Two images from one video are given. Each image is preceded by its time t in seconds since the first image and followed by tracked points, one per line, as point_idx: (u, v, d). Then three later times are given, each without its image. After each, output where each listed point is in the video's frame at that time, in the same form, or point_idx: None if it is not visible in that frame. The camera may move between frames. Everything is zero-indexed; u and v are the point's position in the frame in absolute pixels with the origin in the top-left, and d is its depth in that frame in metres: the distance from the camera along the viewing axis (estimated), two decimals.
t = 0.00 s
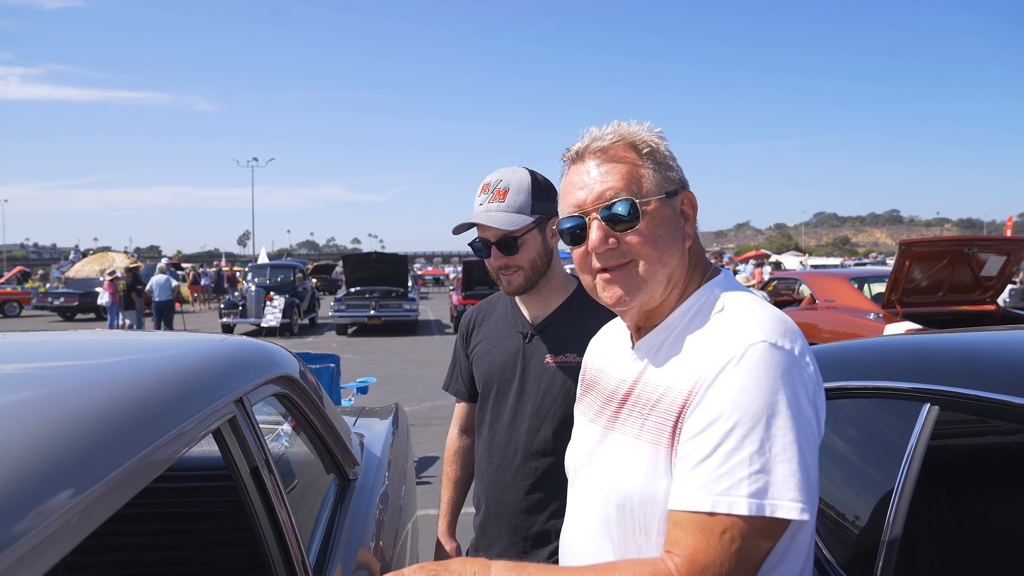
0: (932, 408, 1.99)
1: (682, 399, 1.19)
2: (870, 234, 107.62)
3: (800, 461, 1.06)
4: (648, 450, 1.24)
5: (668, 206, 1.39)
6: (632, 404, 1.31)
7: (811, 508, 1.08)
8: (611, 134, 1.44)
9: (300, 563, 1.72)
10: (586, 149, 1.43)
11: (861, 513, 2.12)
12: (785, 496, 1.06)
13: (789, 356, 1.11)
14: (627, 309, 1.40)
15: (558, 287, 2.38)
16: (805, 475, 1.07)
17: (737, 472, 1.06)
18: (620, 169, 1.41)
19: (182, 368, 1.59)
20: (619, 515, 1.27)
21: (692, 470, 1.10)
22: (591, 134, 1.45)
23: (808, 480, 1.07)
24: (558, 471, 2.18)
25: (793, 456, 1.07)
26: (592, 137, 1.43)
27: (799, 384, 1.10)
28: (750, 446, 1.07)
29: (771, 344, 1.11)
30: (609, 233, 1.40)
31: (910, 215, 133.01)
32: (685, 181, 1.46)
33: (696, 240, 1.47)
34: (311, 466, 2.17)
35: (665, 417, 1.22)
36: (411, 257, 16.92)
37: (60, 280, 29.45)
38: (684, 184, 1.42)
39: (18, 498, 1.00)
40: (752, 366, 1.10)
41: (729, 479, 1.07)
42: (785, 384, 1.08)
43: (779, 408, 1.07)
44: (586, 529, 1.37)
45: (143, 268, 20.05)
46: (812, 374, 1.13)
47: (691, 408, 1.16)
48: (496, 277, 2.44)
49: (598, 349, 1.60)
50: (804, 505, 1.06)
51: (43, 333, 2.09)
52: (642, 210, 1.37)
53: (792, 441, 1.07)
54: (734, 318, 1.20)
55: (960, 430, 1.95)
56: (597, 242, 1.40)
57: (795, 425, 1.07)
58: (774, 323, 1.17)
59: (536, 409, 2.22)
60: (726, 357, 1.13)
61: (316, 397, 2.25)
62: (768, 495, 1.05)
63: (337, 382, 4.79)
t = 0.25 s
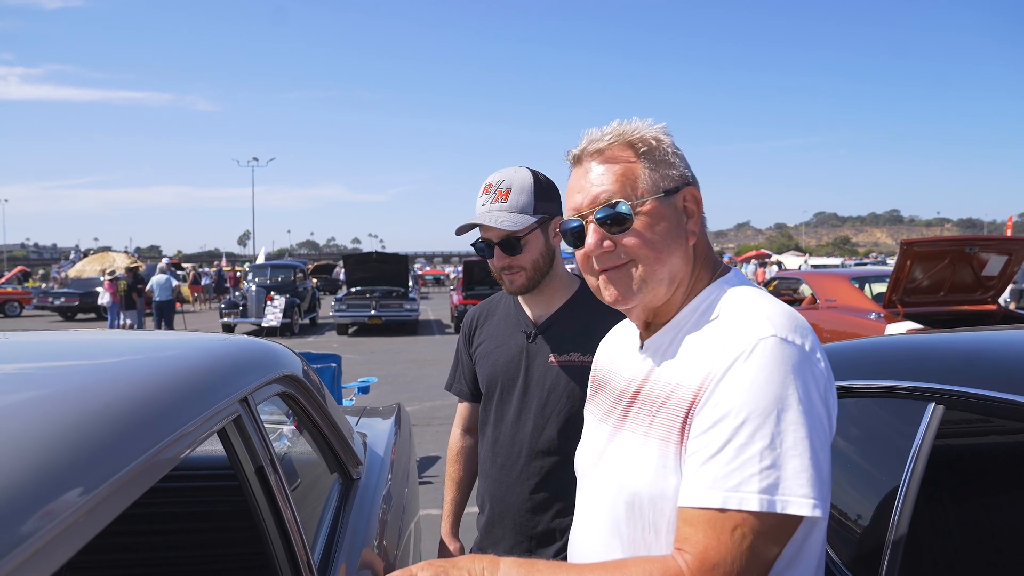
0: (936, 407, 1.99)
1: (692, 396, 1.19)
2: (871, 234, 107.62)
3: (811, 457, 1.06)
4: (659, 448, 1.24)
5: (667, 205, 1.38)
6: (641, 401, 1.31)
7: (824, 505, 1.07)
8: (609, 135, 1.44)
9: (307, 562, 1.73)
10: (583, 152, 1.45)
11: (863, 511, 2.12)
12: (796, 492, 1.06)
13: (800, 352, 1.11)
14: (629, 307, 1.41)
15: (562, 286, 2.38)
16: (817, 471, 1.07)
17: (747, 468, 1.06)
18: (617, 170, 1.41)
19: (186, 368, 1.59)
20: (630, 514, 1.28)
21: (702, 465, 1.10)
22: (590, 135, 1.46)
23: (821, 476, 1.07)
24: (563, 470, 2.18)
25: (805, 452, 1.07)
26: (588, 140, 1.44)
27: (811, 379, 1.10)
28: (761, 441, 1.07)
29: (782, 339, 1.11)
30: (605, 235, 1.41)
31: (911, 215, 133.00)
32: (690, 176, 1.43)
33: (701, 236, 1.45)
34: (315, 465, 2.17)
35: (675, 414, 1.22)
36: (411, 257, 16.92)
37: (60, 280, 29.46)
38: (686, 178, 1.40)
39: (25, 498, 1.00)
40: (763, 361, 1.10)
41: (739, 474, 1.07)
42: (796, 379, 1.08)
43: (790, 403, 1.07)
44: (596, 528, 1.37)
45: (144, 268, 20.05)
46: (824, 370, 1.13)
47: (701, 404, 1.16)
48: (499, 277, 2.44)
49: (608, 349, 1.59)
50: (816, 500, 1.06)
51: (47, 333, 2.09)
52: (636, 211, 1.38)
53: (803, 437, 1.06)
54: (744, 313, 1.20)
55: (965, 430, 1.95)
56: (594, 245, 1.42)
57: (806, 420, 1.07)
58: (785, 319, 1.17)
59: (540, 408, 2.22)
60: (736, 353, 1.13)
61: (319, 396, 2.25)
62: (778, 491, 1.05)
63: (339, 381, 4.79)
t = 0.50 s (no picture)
0: (945, 406, 1.98)
1: (704, 397, 1.18)
2: (871, 234, 107.61)
3: (810, 464, 1.06)
4: (672, 448, 1.24)
5: (604, 234, 1.39)
6: (653, 402, 1.30)
7: (816, 513, 1.07)
8: (569, 167, 1.51)
9: (312, 562, 1.73)
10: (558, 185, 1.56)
11: (868, 510, 2.13)
12: (789, 496, 1.06)
13: (818, 355, 1.11)
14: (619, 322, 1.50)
15: (568, 287, 2.37)
16: (813, 479, 1.07)
17: (746, 465, 1.06)
18: (571, 205, 1.48)
19: (193, 368, 1.59)
20: (642, 514, 1.28)
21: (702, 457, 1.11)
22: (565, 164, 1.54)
23: (815, 484, 1.07)
24: (568, 470, 2.18)
25: (806, 458, 1.06)
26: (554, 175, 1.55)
27: (824, 385, 1.09)
28: (763, 441, 1.07)
29: (800, 342, 1.11)
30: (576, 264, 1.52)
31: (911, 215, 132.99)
32: (644, 190, 1.35)
33: (672, 248, 1.36)
34: (319, 465, 2.17)
35: (687, 415, 1.22)
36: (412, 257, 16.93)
37: (61, 280, 29.47)
38: (638, 200, 1.35)
39: (32, 499, 1.00)
40: (775, 364, 1.10)
41: (738, 470, 1.07)
42: (809, 384, 1.08)
43: (801, 407, 1.07)
44: (605, 529, 1.37)
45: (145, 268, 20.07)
46: (840, 376, 1.13)
47: (711, 404, 1.15)
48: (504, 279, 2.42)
49: (620, 350, 1.58)
50: (808, 509, 1.06)
51: (51, 332, 2.09)
52: (579, 246, 1.46)
53: (806, 442, 1.06)
54: (762, 313, 1.19)
55: (974, 430, 1.93)
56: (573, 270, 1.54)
57: (815, 428, 1.07)
58: (804, 322, 1.16)
59: (546, 408, 2.22)
60: (751, 354, 1.12)
61: (324, 396, 2.24)
62: (771, 491, 1.05)
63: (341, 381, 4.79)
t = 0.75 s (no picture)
0: (954, 405, 2.00)
1: (707, 400, 1.17)
2: (871, 234, 107.59)
3: (822, 465, 1.06)
4: (677, 451, 1.23)
5: (599, 231, 1.45)
6: (658, 403, 1.28)
7: (838, 515, 1.06)
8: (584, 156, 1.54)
9: (321, 561, 1.73)
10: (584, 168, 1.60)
11: (872, 509, 2.12)
12: (805, 499, 1.05)
13: (816, 351, 1.10)
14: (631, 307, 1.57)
15: (578, 285, 2.37)
16: (828, 479, 1.06)
17: (753, 472, 1.07)
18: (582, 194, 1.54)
19: (199, 366, 1.59)
20: (652, 513, 1.28)
21: (707, 467, 1.11)
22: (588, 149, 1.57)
23: (833, 485, 1.06)
24: (575, 468, 2.18)
25: (816, 458, 1.06)
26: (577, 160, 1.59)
27: (826, 381, 1.09)
28: (767, 446, 1.07)
29: (798, 338, 1.11)
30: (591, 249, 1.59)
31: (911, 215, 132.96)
32: (632, 192, 1.37)
33: (663, 248, 1.38)
34: (325, 463, 2.16)
35: (690, 417, 1.21)
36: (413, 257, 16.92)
37: (62, 280, 29.48)
38: (623, 203, 1.38)
39: (41, 501, 1.00)
40: (771, 363, 1.10)
41: (744, 478, 1.07)
42: (809, 382, 1.08)
43: (803, 408, 1.07)
44: (618, 525, 1.38)
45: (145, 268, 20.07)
46: (843, 371, 1.12)
47: (713, 406, 1.15)
48: (515, 274, 2.43)
49: (638, 347, 1.58)
50: (827, 511, 1.05)
51: (56, 331, 2.09)
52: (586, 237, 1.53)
53: (813, 443, 1.06)
54: (764, 307, 1.18)
55: (983, 429, 1.93)
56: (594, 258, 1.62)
57: (821, 426, 1.06)
58: (804, 318, 1.15)
59: (553, 405, 2.22)
60: (750, 353, 1.12)
61: (329, 394, 2.24)
62: (783, 497, 1.05)
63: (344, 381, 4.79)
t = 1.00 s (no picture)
0: (965, 403, 1.98)
1: (717, 402, 1.16)
2: (872, 234, 107.57)
3: (830, 468, 1.05)
4: (687, 453, 1.23)
5: (609, 229, 1.45)
6: (668, 402, 1.28)
7: (846, 520, 1.06)
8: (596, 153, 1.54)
9: (331, 559, 1.73)
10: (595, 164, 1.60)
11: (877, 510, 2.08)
12: (813, 503, 1.05)
13: (825, 353, 1.10)
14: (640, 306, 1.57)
15: (588, 281, 2.38)
16: (837, 483, 1.05)
17: (761, 475, 1.07)
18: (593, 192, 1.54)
19: (208, 366, 1.59)
20: (663, 513, 1.28)
21: (715, 469, 1.11)
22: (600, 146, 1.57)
23: (841, 489, 1.05)
24: (583, 467, 2.18)
25: (825, 461, 1.06)
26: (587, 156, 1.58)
27: (834, 384, 1.08)
28: (776, 449, 1.07)
29: (808, 339, 1.11)
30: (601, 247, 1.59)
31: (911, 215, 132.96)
32: (642, 191, 1.37)
33: (673, 248, 1.38)
34: (332, 463, 2.16)
35: (700, 419, 1.20)
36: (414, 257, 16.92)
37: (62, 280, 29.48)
38: (633, 202, 1.38)
39: (55, 505, 1.01)
40: (778, 365, 1.09)
41: (752, 481, 1.07)
42: (817, 385, 1.07)
43: (812, 411, 1.06)
44: (632, 523, 1.39)
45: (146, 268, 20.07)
46: (852, 373, 1.11)
47: (722, 409, 1.14)
48: (525, 267, 2.43)
49: (650, 346, 1.58)
50: (834, 516, 1.05)
51: (64, 330, 2.09)
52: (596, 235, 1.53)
53: (822, 446, 1.06)
54: (775, 308, 1.18)
55: (992, 428, 1.95)
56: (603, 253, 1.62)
57: (830, 429, 1.06)
58: (814, 318, 1.15)
59: (563, 404, 2.22)
60: (759, 354, 1.12)
61: (336, 393, 2.24)
62: (791, 501, 1.05)
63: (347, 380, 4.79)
